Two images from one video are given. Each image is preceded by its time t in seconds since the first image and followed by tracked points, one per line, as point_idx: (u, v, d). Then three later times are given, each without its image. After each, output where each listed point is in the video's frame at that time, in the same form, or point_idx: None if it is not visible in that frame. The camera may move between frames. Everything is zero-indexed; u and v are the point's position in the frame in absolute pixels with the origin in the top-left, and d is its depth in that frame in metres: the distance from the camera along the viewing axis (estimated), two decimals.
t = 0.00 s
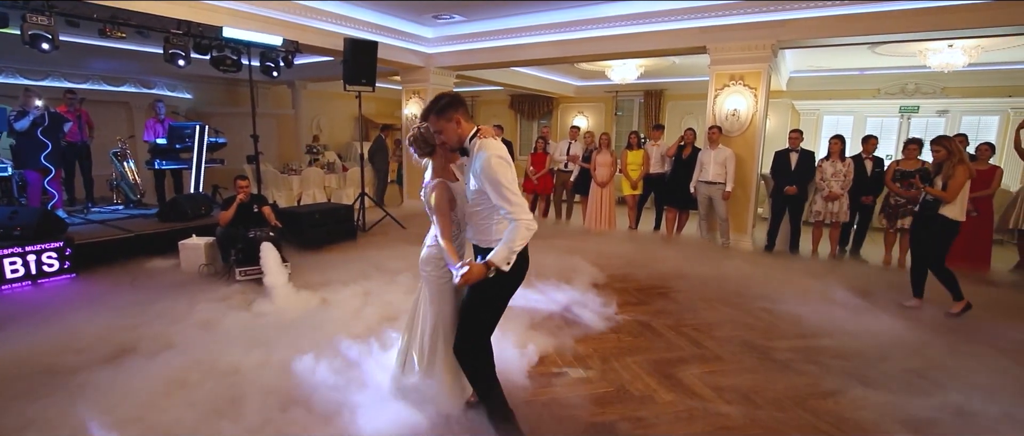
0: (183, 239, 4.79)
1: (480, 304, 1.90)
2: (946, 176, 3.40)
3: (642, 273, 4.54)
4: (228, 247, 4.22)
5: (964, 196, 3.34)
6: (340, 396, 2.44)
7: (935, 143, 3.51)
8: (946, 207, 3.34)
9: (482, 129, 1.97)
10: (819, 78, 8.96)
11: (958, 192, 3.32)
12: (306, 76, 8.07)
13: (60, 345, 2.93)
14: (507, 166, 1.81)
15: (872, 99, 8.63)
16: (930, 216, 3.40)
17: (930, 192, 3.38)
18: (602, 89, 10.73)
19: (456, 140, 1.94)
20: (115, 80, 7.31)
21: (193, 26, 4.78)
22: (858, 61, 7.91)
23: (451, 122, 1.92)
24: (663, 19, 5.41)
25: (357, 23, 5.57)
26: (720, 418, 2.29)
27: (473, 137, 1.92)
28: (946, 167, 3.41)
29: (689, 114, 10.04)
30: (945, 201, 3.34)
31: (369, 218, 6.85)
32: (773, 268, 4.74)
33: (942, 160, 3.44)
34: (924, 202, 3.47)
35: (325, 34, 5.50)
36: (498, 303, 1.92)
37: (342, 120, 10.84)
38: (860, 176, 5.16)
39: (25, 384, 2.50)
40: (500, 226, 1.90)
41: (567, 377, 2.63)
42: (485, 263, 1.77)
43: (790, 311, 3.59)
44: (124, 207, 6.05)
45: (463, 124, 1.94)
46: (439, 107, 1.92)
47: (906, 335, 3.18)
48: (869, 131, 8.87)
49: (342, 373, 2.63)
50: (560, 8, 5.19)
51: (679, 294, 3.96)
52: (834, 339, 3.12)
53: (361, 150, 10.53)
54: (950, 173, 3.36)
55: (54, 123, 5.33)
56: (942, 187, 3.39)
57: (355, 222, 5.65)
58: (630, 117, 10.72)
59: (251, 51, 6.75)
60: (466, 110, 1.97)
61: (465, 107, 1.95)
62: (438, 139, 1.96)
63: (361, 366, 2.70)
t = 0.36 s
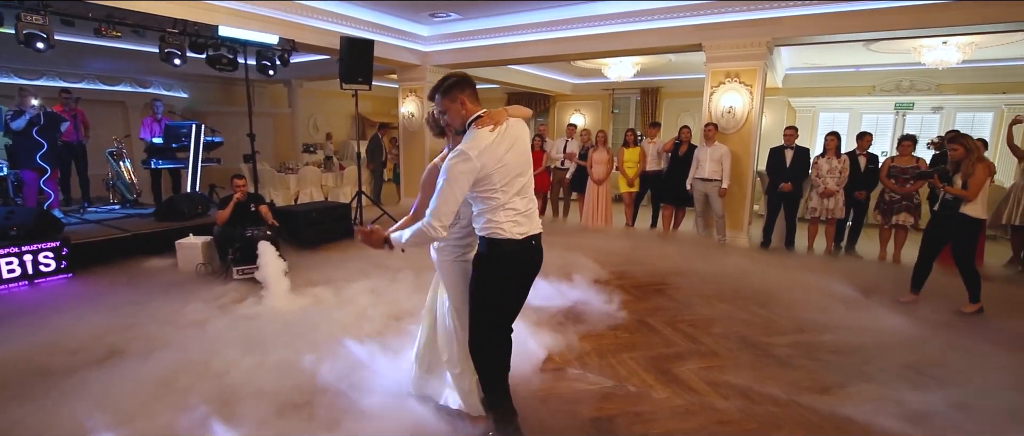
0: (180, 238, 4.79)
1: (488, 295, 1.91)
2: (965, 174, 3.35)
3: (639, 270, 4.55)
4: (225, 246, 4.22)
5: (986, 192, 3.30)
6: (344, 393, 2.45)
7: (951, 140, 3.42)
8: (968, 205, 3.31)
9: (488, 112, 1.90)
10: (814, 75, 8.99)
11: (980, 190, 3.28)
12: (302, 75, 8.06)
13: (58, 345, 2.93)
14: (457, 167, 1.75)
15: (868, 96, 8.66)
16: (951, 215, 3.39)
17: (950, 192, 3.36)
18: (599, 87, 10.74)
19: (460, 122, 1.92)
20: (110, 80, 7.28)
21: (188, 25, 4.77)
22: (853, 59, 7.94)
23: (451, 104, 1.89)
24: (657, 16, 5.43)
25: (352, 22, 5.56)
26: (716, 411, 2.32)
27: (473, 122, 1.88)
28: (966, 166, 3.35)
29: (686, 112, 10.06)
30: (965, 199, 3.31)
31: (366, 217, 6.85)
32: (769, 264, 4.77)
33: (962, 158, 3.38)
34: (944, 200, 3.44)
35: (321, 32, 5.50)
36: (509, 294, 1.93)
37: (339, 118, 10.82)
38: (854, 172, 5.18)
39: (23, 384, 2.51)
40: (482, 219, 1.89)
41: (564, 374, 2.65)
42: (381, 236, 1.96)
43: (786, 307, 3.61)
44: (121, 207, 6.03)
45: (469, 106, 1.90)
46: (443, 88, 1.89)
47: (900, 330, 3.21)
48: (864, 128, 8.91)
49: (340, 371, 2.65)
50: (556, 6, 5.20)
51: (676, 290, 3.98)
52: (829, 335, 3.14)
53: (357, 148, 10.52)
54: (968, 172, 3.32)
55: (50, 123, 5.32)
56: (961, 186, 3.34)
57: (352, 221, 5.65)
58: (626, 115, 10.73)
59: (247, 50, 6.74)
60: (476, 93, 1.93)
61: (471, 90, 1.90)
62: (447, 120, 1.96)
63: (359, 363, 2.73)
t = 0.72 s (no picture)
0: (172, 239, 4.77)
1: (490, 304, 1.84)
2: (977, 168, 3.36)
3: (631, 265, 4.58)
4: (216, 245, 4.22)
5: (998, 186, 3.29)
6: (335, 397, 2.43)
7: (964, 134, 3.44)
8: (980, 200, 3.31)
9: (509, 111, 1.91)
10: (804, 71, 9.06)
11: (994, 183, 3.28)
12: (293, 73, 8.02)
13: (49, 347, 2.92)
14: (473, 150, 1.73)
15: (857, 91, 8.74)
16: (961, 208, 3.40)
17: (961, 185, 3.38)
18: (591, 84, 10.76)
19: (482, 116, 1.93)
20: (98, 80, 7.21)
21: (177, 24, 4.74)
22: (841, 54, 8.01)
23: (475, 98, 1.91)
24: (648, 13, 5.45)
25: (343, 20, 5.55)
26: (703, 404, 2.36)
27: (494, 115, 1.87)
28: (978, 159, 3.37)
29: (677, 108, 10.11)
30: (975, 194, 3.32)
31: (358, 215, 6.84)
32: (760, 258, 4.81)
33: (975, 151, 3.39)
34: (954, 193, 3.47)
35: (311, 31, 5.48)
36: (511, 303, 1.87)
37: (330, 117, 10.78)
38: (841, 166, 5.23)
39: (14, 388, 2.50)
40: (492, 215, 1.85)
41: (556, 369, 2.67)
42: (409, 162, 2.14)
43: (775, 300, 3.65)
44: (110, 208, 5.99)
45: (489, 101, 1.90)
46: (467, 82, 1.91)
47: (887, 322, 3.26)
48: (853, 123, 8.99)
49: (328, 370, 2.66)
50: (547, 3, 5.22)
51: (667, 285, 4.01)
52: (818, 327, 3.19)
53: (349, 147, 10.50)
54: (977, 166, 3.34)
55: (38, 124, 5.27)
56: (972, 179, 3.36)
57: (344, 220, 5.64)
58: (618, 112, 10.77)
59: (237, 49, 6.70)
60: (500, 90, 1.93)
61: (495, 85, 1.91)
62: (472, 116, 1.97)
63: (348, 362, 2.75)
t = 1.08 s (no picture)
0: (157, 240, 4.71)
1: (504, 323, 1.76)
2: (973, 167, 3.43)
3: (619, 265, 4.61)
4: (203, 246, 4.18)
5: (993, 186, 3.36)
6: (322, 401, 2.40)
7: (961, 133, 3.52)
8: (975, 199, 3.37)
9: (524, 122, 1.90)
10: (790, 72, 9.17)
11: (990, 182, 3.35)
12: (280, 73, 7.97)
13: (30, 351, 2.87)
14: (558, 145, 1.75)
15: (842, 92, 8.86)
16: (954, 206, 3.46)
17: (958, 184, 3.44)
18: (580, 85, 10.80)
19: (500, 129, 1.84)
20: (81, 79, 7.12)
21: (162, 23, 4.69)
22: (826, 56, 8.12)
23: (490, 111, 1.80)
24: (636, 14, 5.49)
25: (331, 19, 5.53)
26: (689, 402, 2.38)
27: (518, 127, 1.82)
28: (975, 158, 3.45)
29: (666, 108, 10.17)
30: (972, 193, 3.38)
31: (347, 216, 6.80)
32: (747, 258, 4.86)
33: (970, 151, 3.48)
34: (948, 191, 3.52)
35: (299, 30, 5.45)
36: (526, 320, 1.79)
37: (319, 117, 10.72)
38: (826, 166, 5.30)
39: None
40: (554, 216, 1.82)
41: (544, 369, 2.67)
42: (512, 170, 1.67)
43: (762, 299, 3.69)
44: (94, 208, 5.91)
45: (504, 114, 1.83)
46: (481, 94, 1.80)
47: (870, 320, 3.31)
48: (838, 123, 9.10)
49: (316, 372, 2.65)
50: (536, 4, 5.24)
51: (655, 285, 4.04)
52: (803, 326, 3.22)
53: (338, 147, 10.44)
54: (974, 164, 3.40)
55: (19, 124, 5.19)
56: (968, 178, 3.43)
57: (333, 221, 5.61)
58: (607, 112, 10.81)
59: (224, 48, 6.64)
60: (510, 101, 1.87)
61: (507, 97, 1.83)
62: (482, 129, 1.87)
63: (335, 365, 2.72)
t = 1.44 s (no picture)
0: (137, 241, 4.62)
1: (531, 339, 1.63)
2: (964, 173, 3.54)
3: (606, 266, 4.63)
4: (185, 247, 4.12)
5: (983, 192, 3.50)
6: (306, 407, 2.35)
7: (950, 142, 3.63)
8: (970, 205, 3.49)
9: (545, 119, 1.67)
10: (773, 76, 9.31)
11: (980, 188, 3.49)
12: (265, 72, 7.89)
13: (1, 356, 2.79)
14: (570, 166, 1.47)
15: (823, 97, 9.03)
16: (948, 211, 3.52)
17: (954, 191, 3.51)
18: (567, 87, 10.85)
19: (512, 135, 1.66)
20: (60, 76, 6.98)
21: (143, 20, 4.61)
22: (808, 61, 8.27)
23: (500, 116, 1.63)
24: (623, 17, 5.53)
25: (317, 18, 5.48)
26: (675, 404, 2.38)
27: (532, 131, 1.60)
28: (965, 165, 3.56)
29: (652, 111, 10.26)
30: (968, 198, 3.49)
31: (333, 217, 6.74)
32: (731, 259, 4.92)
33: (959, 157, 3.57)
34: (943, 197, 3.52)
35: (284, 29, 5.39)
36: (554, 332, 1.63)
37: (304, 117, 10.63)
38: (808, 170, 5.39)
39: None
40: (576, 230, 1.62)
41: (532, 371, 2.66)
42: (553, 275, 1.49)
43: (746, 301, 3.73)
44: (72, 208, 5.78)
45: (515, 118, 1.63)
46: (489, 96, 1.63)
47: (851, 320, 3.36)
48: (820, 128, 9.26)
49: (299, 377, 2.60)
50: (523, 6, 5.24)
51: (642, 286, 4.06)
52: (785, 327, 3.27)
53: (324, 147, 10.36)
54: (967, 171, 3.52)
55: None
56: (961, 185, 3.53)
57: (318, 221, 5.56)
58: (594, 114, 10.88)
59: (208, 46, 6.55)
60: (526, 100, 1.66)
61: (520, 97, 1.63)
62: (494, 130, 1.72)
63: (319, 370, 2.68)
